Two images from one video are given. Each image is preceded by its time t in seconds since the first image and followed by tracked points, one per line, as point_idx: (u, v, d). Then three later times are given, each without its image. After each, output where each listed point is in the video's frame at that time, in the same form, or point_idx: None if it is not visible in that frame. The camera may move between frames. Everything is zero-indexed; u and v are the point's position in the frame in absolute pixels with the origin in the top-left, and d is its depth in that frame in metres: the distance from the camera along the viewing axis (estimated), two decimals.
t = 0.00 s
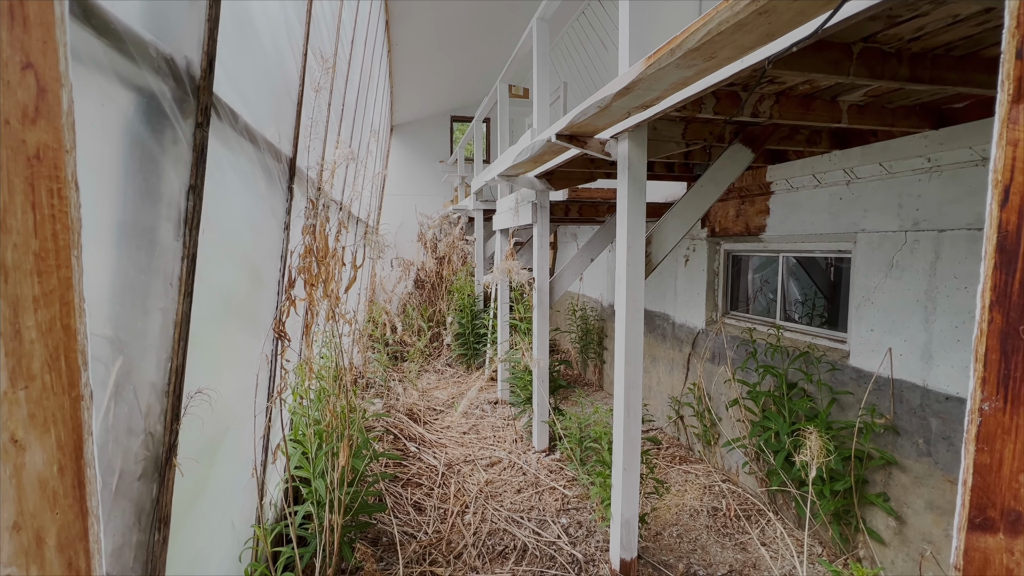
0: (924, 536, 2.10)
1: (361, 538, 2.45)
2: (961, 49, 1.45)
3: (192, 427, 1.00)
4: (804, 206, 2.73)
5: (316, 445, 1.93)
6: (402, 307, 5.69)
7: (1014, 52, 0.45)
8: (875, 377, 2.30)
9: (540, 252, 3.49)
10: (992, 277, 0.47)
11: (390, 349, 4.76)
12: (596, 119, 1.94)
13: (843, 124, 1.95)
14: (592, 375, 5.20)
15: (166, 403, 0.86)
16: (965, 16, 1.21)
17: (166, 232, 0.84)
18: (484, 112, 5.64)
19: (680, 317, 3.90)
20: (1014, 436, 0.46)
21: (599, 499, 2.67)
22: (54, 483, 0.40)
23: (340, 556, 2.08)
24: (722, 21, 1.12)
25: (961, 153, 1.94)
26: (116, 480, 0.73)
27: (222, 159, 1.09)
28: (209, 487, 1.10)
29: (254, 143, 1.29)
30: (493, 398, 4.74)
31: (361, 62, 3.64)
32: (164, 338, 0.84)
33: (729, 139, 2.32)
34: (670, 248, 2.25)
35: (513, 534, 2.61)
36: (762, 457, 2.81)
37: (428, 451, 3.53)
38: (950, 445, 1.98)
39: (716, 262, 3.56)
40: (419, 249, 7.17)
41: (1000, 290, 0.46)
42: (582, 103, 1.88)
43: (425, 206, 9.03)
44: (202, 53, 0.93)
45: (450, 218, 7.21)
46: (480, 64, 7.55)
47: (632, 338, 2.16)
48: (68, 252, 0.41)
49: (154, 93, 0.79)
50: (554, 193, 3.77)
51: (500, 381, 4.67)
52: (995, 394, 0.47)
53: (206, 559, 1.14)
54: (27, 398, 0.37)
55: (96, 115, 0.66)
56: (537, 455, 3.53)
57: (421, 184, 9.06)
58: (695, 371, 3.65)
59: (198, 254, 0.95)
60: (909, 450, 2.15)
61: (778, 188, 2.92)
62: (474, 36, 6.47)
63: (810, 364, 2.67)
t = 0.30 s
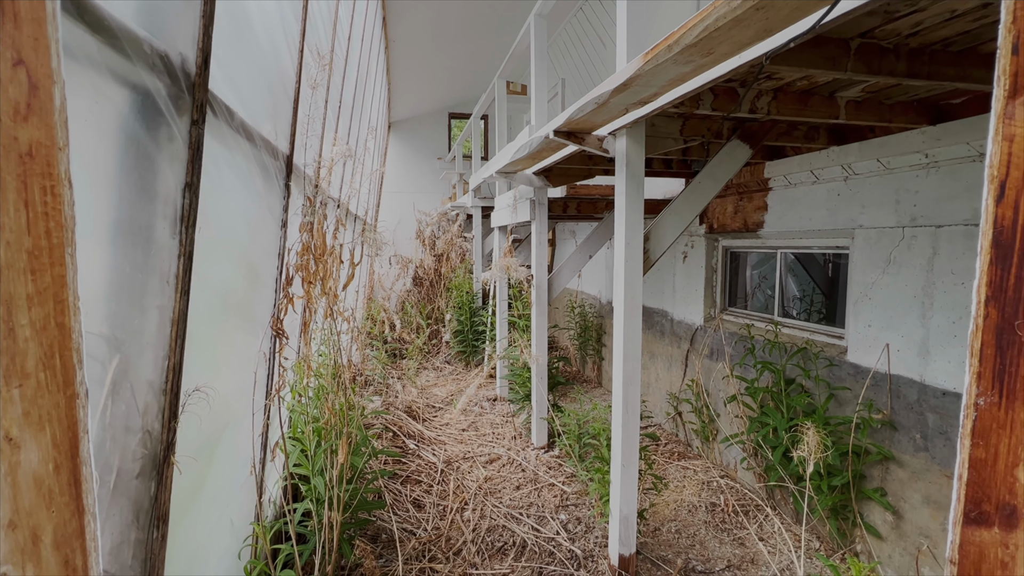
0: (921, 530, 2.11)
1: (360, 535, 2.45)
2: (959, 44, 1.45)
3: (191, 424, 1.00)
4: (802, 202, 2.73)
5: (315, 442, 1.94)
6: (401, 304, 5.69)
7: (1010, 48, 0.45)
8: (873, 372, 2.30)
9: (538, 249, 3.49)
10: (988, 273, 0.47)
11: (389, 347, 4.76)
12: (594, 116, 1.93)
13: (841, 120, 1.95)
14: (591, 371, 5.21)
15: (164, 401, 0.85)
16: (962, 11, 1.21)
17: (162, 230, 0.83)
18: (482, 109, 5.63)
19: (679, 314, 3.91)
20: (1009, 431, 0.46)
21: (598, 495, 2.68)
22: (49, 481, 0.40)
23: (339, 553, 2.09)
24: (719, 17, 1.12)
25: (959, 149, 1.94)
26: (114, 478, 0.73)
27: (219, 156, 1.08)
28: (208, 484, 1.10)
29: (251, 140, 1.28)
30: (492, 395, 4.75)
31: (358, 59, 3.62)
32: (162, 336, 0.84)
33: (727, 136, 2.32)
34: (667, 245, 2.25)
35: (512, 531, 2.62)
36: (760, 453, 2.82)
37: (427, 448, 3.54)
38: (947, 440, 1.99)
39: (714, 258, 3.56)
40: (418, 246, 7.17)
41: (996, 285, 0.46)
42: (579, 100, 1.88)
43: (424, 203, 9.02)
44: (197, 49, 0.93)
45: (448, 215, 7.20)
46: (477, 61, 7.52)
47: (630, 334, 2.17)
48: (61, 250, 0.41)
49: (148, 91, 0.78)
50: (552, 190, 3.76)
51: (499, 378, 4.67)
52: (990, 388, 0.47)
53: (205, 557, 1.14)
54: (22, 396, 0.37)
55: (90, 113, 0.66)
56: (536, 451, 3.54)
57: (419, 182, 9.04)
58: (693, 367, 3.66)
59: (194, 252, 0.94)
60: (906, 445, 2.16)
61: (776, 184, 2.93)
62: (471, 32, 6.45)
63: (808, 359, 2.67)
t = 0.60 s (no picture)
0: (917, 524, 2.13)
1: (360, 530, 2.46)
2: (958, 38, 1.44)
3: (190, 420, 1.00)
4: (800, 197, 2.73)
5: (313, 437, 1.94)
6: (399, 300, 5.68)
7: (1010, 42, 0.44)
8: (870, 367, 2.31)
9: (537, 245, 3.49)
10: (986, 267, 0.47)
11: (388, 342, 4.76)
12: (593, 111, 1.93)
13: (840, 115, 1.94)
14: (590, 367, 5.22)
15: (162, 397, 0.85)
16: (962, 6, 1.20)
17: (160, 226, 0.83)
18: (480, 104, 5.61)
19: (677, 309, 3.92)
20: (1005, 425, 0.47)
21: (596, 490, 2.69)
22: (48, 477, 0.40)
23: (339, 547, 2.10)
24: (719, 11, 1.11)
25: (959, 144, 1.94)
26: (113, 474, 0.73)
27: (216, 151, 1.08)
28: (207, 479, 1.10)
29: (248, 135, 1.28)
30: (490, 391, 4.76)
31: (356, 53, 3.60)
32: (160, 332, 0.84)
33: (726, 131, 2.32)
34: (665, 240, 2.25)
35: (511, 525, 2.63)
36: (758, 447, 2.84)
37: (426, 443, 3.55)
38: (943, 434, 2.00)
39: (712, 253, 3.56)
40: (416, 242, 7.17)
41: (994, 279, 0.46)
42: (578, 95, 1.87)
43: (422, 198, 8.99)
44: (193, 44, 0.92)
45: (447, 210, 7.19)
46: (475, 55, 7.49)
47: (629, 330, 2.17)
48: (58, 245, 0.41)
49: (145, 85, 0.78)
50: (551, 185, 3.76)
51: (498, 373, 4.68)
52: (988, 382, 0.48)
53: (205, 553, 1.14)
54: (20, 392, 0.37)
55: (86, 108, 0.66)
56: (535, 446, 3.55)
57: (417, 177, 9.01)
58: (692, 363, 3.67)
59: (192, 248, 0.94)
60: (903, 439, 2.17)
61: (775, 179, 2.92)
62: (469, 26, 6.41)
63: (806, 354, 2.68)
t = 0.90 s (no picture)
0: (911, 515, 2.14)
1: (358, 521, 2.48)
2: (958, 30, 1.44)
3: (187, 409, 1.00)
4: (799, 190, 2.73)
5: (312, 429, 1.95)
6: (398, 294, 5.68)
7: (1007, 28, 0.44)
8: (866, 360, 2.32)
9: (535, 238, 3.49)
10: (980, 255, 0.47)
11: (386, 336, 4.77)
12: (591, 102, 1.92)
13: (839, 107, 1.94)
14: (588, 361, 5.24)
15: (159, 385, 0.85)
16: None
17: (155, 214, 0.83)
18: (479, 97, 5.58)
19: (675, 303, 3.92)
20: (997, 411, 0.47)
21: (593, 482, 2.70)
22: (41, 456, 0.40)
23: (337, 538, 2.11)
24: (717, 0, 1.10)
25: (956, 137, 1.94)
26: (110, 462, 0.73)
27: (211, 140, 1.07)
28: (205, 468, 1.11)
29: (245, 125, 1.27)
30: (489, 384, 4.77)
31: (354, 44, 3.57)
32: (156, 320, 0.84)
33: (725, 123, 2.31)
34: (663, 233, 2.25)
35: (508, 517, 2.65)
36: (754, 440, 2.85)
37: (425, 436, 3.56)
38: (938, 427, 2.02)
39: (711, 247, 3.57)
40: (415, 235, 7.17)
41: (988, 267, 0.46)
42: (576, 87, 1.86)
43: (420, 192, 8.96)
44: (187, 30, 0.92)
45: (445, 204, 7.17)
46: (474, 48, 7.44)
47: (626, 323, 2.17)
48: (49, 226, 0.40)
49: (139, 72, 0.77)
50: (550, 178, 3.75)
51: (496, 367, 4.69)
52: (980, 369, 0.48)
53: (203, 543, 1.15)
54: (11, 371, 0.37)
55: (79, 94, 0.65)
56: (533, 439, 3.56)
57: (416, 170, 8.98)
58: (689, 356, 3.68)
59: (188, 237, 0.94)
60: (898, 432, 2.18)
61: (773, 173, 2.92)
62: (468, 18, 6.36)
63: (803, 347, 2.69)
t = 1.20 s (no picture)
0: (911, 506, 2.15)
1: (359, 510, 2.49)
2: (968, 15, 1.41)
3: (189, 392, 0.99)
4: (803, 181, 2.71)
5: (313, 417, 1.95)
6: (399, 286, 5.67)
7: None
8: (869, 352, 2.32)
9: (537, 229, 3.47)
10: (995, 233, 0.46)
11: (387, 327, 4.77)
12: (595, 89, 1.90)
13: (846, 95, 1.92)
14: (589, 353, 5.24)
15: (160, 367, 0.85)
16: None
17: (155, 194, 0.82)
18: (481, 88, 5.53)
19: (677, 295, 3.91)
20: (1011, 391, 0.46)
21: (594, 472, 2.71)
22: (39, 420, 0.40)
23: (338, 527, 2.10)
24: None
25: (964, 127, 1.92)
26: (112, 443, 0.72)
27: (213, 121, 1.05)
28: (206, 453, 1.10)
29: (246, 109, 1.26)
30: (490, 375, 4.77)
31: (354, 32, 3.53)
32: (157, 301, 0.83)
33: (730, 112, 2.29)
34: (666, 223, 2.23)
35: (509, 507, 2.66)
36: (755, 432, 2.85)
37: (425, 427, 3.57)
38: (940, 418, 2.01)
39: (713, 239, 3.55)
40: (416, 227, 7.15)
41: (1004, 244, 0.45)
42: (580, 74, 1.84)
43: (422, 184, 8.92)
44: (187, 7, 0.90)
45: (447, 196, 7.14)
46: (476, 39, 7.37)
47: (628, 313, 2.17)
48: (48, 187, 0.41)
49: (138, 47, 0.76)
50: (552, 169, 3.72)
51: (497, 359, 4.68)
52: (994, 349, 0.47)
53: (205, 528, 1.14)
54: (8, 330, 0.38)
55: (77, 67, 0.64)
56: (534, 430, 3.57)
57: (418, 162, 8.93)
58: (691, 349, 3.68)
59: (189, 218, 0.93)
60: (900, 423, 2.18)
61: (777, 164, 2.90)
62: (470, 8, 6.30)
63: (805, 339, 2.68)
